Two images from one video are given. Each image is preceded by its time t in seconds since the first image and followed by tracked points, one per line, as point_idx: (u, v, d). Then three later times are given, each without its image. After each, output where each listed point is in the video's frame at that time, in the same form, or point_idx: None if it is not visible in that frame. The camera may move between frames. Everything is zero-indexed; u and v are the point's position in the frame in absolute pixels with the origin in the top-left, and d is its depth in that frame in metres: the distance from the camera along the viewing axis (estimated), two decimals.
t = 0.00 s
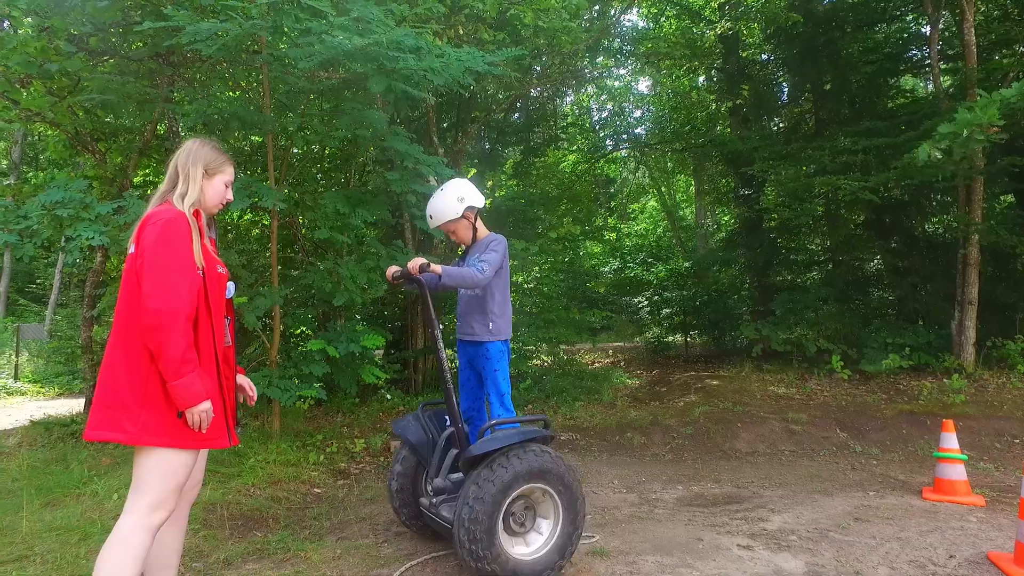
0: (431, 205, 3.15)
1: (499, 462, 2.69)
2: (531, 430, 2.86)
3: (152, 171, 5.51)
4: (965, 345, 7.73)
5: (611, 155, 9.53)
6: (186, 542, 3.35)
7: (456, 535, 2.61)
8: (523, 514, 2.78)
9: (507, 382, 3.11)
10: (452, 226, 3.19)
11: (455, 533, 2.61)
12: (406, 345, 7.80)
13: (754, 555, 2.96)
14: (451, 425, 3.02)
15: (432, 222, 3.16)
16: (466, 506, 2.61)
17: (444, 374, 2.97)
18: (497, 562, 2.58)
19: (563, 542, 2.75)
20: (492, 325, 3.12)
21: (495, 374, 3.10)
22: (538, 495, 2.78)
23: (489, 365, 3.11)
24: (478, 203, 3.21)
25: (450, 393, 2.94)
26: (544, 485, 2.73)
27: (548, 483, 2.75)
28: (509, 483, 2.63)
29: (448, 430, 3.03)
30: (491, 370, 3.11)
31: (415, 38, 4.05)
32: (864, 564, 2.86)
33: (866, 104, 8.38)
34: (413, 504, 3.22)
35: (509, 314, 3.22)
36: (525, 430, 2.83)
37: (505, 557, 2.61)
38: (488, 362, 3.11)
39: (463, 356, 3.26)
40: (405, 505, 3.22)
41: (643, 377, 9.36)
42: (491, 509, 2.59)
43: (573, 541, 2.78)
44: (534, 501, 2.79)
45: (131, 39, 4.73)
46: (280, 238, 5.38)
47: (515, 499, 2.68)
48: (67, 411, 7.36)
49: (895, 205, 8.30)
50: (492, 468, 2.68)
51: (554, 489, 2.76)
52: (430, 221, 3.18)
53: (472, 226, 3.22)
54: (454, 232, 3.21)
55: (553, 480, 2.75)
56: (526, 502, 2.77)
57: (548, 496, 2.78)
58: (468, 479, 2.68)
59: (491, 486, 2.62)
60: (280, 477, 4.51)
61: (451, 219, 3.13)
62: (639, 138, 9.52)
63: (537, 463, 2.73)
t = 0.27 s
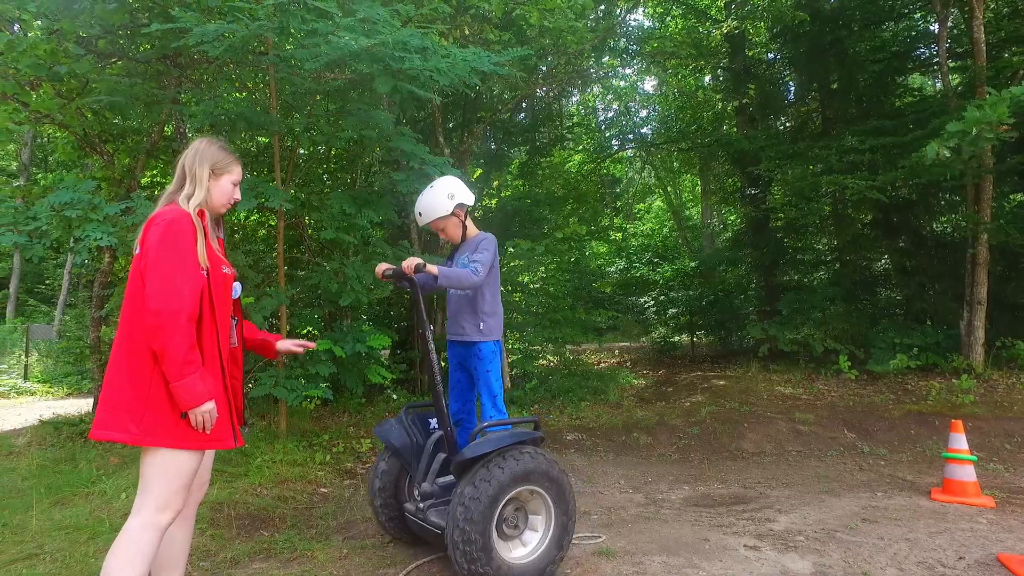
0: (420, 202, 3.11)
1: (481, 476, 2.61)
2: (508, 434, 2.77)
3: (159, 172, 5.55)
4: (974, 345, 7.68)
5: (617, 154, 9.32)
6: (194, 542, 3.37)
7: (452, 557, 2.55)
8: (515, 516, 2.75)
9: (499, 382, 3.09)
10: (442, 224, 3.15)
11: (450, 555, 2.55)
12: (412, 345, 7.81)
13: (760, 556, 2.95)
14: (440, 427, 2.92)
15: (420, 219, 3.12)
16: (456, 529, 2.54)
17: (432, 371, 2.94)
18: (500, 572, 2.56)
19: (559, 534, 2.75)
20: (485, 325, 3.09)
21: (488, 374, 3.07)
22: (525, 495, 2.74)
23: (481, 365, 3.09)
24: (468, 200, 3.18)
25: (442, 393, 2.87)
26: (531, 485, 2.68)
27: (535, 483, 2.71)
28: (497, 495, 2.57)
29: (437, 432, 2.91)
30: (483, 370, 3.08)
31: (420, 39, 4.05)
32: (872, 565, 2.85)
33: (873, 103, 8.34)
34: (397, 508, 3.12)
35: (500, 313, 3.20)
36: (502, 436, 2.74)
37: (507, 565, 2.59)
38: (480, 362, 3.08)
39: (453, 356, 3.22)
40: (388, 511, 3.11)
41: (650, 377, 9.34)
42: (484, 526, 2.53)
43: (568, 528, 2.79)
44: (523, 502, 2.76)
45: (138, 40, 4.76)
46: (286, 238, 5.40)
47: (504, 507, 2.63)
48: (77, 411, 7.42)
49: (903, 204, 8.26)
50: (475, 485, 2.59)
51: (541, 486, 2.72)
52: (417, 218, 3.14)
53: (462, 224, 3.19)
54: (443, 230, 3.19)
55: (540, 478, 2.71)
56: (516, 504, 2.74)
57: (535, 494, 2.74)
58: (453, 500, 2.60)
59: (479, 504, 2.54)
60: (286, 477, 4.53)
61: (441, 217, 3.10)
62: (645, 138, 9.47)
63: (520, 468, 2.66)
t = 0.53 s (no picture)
0: (408, 198, 3.00)
1: (471, 494, 2.53)
2: (490, 439, 2.67)
3: (164, 173, 5.56)
4: (980, 345, 7.64)
5: (621, 154, 9.29)
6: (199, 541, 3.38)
7: None
8: (506, 519, 2.72)
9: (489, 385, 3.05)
10: (431, 222, 3.04)
11: None
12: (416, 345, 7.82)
13: (765, 557, 2.95)
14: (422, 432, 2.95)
15: (409, 216, 3.01)
16: (453, 552, 2.47)
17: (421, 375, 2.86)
18: None
19: (551, 524, 2.77)
20: (477, 327, 3.03)
21: (478, 376, 3.02)
22: (512, 498, 2.70)
23: (472, 367, 3.03)
24: (458, 199, 3.10)
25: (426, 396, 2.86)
26: (519, 488, 2.65)
27: (522, 484, 2.67)
28: (488, 510, 2.51)
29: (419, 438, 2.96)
30: (474, 373, 3.03)
31: (425, 39, 4.06)
32: (877, 566, 2.84)
33: (878, 102, 8.31)
34: (370, 517, 2.95)
35: (490, 315, 3.15)
36: (485, 444, 2.64)
37: (512, 570, 2.59)
38: (472, 364, 3.03)
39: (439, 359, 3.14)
40: (361, 523, 2.95)
41: (654, 377, 9.33)
42: (482, 543, 2.49)
43: (557, 515, 2.80)
44: (511, 503, 2.72)
45: (143, 42, 4.79)
46: (291, 239, 5.41)
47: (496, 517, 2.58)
48: (82, 411, 7.45)
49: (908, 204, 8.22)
50: (466, 504, 2.52)
51: (528, 486, 2.69)
52: (406, 214, 3.03)
53: (451, 222, 3.09)
54: (432, 229, 3.07)
55: (525, 479, 2.67)
56: (506, 507, 2.70)
57: (521, 494, 2.70)
58: (444, 520, 2.52)
59: (473, 523, 2.48)
60: (291, 477, 4.54)
61: (433, 214, 3.00)
62: (649, 137, 9.46)
63: (507, 475, 2.61)
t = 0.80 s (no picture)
0: (405, 193, 2.87)
1: (476, 500, 2.50)
2: (491, 441, 2.65)
3: (168, 173, 5.55)
4: (985, 345, 7.62)
5: (625, 154, 9.32)
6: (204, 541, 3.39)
7: None
8: (505, 519, 2.71)
9: (482, 386, 2.99)
10: (427, 219, 2.94)
11: None
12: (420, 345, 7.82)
13: (769, 557, 2.94)
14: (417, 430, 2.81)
15: (406, 212, 2.88)
16: (459, 559, 2.45)
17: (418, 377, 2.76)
18: None
19: (549, 521, 2.78)
20: (471, 327, 2.97)
21: (472, 377, 2.97)
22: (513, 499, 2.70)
23: (466, 368, 2.96)
24: (450, 198, 3.04)
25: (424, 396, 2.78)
26: (519, 489, 2.65)
27: (521, 485, 2.67)
28: (491, 515, 2.51)
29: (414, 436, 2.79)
30: (467, 374, 2.97)
31: (428, 39, 4.06)
32: (882, 567, 2.83)
33: (882, 102, 8.29)
34: (360, 524, 2.86)
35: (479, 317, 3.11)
36: (486, 446, 2.61)
37: (515, 572, 2.60)
38: (466, 365, 2.97)
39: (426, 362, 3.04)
40: (352, 530, 2.85)
41: (657, 377, 9.32)
42: (489, 549, 2.48)
43: (554, 511, 2.81)
44: (510, 503, 2.72)
45: (148, 43, 4.81)
46: (294, 239, 5.42)
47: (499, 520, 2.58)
48: (87, 411, 7.48)
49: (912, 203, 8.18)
50: (471, 510, 2.50)
51: (527, 485, 2.69)
52: (403, 211, 2.88)
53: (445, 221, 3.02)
54: (425, 227, 2.95)
55: (524, 480, 2.67)
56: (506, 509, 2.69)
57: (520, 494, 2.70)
58: (448, 527, 2.49)
59: (479, 529, 2.48)
60: (294, 476, 4.54)
61: (432, 212, 2.91)
62: (653, 137, 9.46)
63: (509, 477, 2.61)
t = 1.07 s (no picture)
0: (416, 194, 2.83)
1: (494, 493, 2.51)
2: (504, 440, 2.66)
3: (173, 174, 5.50)
4: (991, 345, 7.59)
5: (628, 154, 9.29)
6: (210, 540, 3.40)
7: None
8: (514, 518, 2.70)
9: (483, 386, 3.00)
10: (435, 220, 2.91)
11: None
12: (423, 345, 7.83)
13: (775, 557, 2.93)
14: (422, 433, 2.79)
15: (418, 213, 2.84)
16: (476, 552, 2.44)
17: (423, 380, 2.75)
18: None
19: (557, 521, 2.79)
20: (473, 329, 2.97)
21: (473, 378, 2.97)
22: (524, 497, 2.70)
23: (467, 369, 2.96)
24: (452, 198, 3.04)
25: (429, 399, 2.77)
26: (532, 486, 2.66)
27: (534, 483, 2.68)
28: (508, 509, 2.51)
29: (419, 438, 2.76)
30: (468, 375, 2.96)
31: (433, 39, 4.06)
32: (889, 567, 2.82)
33: (887, 101, 8.27)
34: (365, 530, 2.82)
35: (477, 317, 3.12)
36: (501, 444, 2.63)
37: (526, 570, 2.59)
38: (467, 365, 2.96)
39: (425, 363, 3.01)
40: (357, 537, 2.81)
41: (661, 377, 9.30)
42: (504, 543, 2.48)
43: (561, 513, 2.83)
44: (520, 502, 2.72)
45: (153, 44, 4.82)
46: (298, 239, 5.42)
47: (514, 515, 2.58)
48: (93, 411, 7.50)
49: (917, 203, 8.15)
50: (489, 503, 2.49)
51: (539, 484, 2.71)
52: (416, 213, 2.84)
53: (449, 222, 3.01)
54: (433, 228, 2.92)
55: (537, 478, 2.69)
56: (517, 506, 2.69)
57: (532, 493, 2.71)
58: (464, 521, 2.48)
59: (497, 522, 2.47)
60: (299, 476, 4.54)
61: (440, 212, 2.89)
62: (656, 137, 9.41)
63: (524, 473, 2.62)
